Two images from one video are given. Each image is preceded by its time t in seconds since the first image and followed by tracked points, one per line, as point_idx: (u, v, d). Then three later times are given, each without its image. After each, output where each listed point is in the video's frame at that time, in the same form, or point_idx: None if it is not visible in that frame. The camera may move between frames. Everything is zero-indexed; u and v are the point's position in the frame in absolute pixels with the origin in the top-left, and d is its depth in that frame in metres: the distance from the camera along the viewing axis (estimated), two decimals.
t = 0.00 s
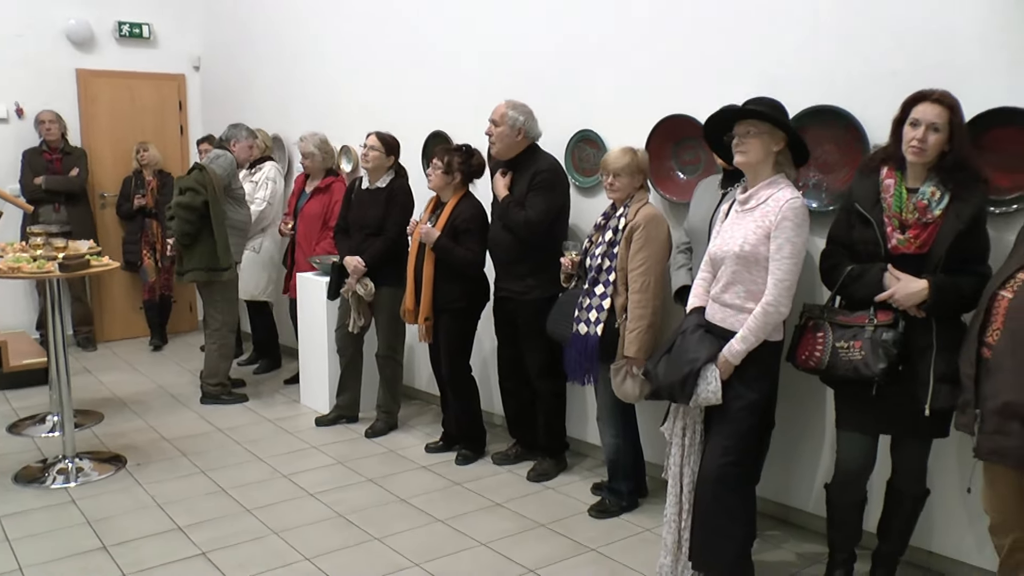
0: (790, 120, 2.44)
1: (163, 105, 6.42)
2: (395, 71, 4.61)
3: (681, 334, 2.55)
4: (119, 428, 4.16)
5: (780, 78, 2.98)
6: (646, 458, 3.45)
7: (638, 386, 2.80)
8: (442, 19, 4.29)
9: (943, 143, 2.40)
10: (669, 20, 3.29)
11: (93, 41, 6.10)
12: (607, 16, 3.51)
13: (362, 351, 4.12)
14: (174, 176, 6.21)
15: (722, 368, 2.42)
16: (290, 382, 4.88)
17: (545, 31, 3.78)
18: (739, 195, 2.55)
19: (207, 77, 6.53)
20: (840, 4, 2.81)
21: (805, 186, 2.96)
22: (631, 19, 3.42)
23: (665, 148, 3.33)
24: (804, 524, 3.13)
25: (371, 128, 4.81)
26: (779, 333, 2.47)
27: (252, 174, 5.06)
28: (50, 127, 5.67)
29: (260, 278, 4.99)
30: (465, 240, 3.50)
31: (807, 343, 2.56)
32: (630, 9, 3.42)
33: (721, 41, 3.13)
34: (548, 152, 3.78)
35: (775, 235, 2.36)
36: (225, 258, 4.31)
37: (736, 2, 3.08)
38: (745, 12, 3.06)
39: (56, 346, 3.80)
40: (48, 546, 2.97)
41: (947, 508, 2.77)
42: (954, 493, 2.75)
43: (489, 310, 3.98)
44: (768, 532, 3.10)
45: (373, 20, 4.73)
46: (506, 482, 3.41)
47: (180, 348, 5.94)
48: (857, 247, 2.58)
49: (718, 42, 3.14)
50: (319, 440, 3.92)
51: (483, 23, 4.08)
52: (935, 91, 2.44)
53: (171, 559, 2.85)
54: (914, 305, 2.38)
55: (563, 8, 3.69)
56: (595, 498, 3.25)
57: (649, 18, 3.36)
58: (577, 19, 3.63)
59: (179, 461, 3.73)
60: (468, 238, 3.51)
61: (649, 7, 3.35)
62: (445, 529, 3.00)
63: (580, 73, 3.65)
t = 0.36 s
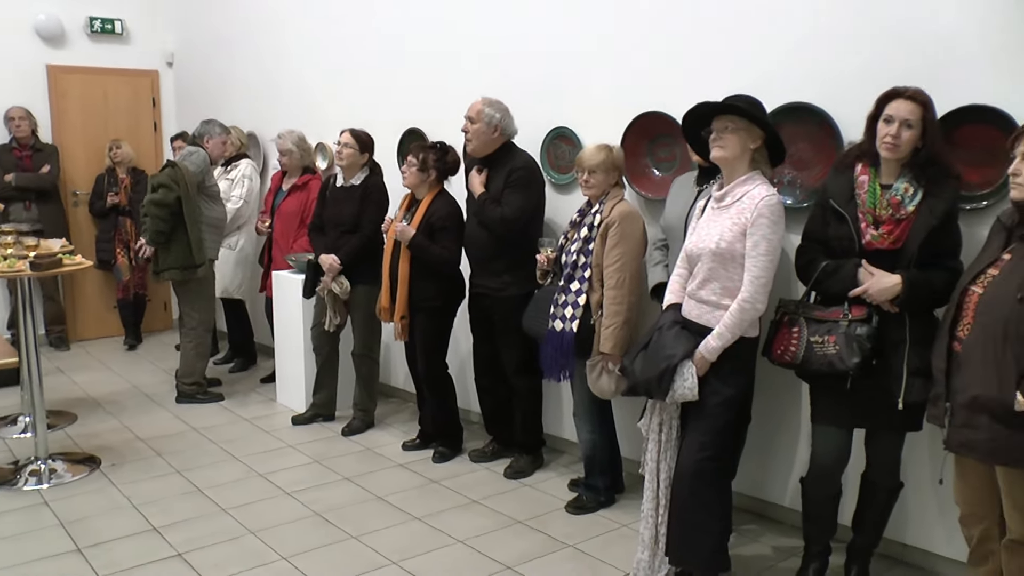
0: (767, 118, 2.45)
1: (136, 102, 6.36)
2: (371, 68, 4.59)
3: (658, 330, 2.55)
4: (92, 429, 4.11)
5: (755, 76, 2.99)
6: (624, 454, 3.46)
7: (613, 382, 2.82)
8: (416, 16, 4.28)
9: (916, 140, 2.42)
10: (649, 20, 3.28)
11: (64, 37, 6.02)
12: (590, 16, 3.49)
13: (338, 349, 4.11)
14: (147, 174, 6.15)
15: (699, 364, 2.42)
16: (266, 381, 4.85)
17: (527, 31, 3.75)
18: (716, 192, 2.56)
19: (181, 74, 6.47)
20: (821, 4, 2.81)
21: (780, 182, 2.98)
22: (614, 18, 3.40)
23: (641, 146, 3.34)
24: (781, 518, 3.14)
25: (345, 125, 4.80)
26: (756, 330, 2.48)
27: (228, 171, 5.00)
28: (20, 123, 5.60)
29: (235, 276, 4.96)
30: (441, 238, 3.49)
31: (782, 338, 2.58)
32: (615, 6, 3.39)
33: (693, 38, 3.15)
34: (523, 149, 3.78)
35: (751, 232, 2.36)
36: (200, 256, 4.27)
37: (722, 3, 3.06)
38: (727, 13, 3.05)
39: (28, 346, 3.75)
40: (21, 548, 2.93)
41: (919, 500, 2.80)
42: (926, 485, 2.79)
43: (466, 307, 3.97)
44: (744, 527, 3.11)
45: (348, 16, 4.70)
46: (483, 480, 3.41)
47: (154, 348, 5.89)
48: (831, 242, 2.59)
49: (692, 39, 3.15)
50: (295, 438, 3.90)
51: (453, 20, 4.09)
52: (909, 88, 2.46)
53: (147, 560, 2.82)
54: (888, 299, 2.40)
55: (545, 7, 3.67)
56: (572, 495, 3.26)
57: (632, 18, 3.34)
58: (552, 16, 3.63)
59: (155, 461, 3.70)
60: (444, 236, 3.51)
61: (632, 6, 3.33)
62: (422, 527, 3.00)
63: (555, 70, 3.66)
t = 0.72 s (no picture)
0: (740, 115, 2.47)
1: (108, 97, 6.29)
2: (345, 64, 4.57)
3: (633, 326, 2.55)
4: (65, 429, 4.06)
5: (728, 74, 3.02)
6: (600, 449, 3.48)
7: (589, 376, 2.77)
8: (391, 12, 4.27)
9: (889, 137, 2.45)
10: (646, 21, 3.22)
11: (33, 32, 5.94)
12: (586, 16, 3.42)
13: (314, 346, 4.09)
14: (120, 170, 6.09)
15: (675, 359, 2.43)
16: (242, 379, 4.82)
17: (523, 30, 3.67)
18: (690, 188, 2.57)
19: (154, 70, 6.41)
20: (816, 4, 2.78)
21: (754, 178, 3.00)
22: (612, 18, 3.33)
23: (615, 142, 3.36)
24: (756, 511, 3.17)
25: (320, 121, 4.77)
26: (730, 325, 2.49)
27: (202, 168, 5.00)
28: None
29: (209, 274, 4.91)
30: (416, 235, 3.49)
31: (758, 333, 2.58)
32: (614, 4, 3.31)
33: (667, 35, 3.17)
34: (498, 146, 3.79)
35: (726, 227, 2.37)
36: (168, 257, 4.22)
37: (722, 5, 3.00)
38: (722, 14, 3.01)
39: None
40: None
41: (892, 492, 2.84)
42: (898, 477, 2.82)
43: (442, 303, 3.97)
44: (719, 520, 3.14)
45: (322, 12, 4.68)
46: (459, 476, 3.41)
47: (128, 346, 5.83)
48: (805, 237, 2.61)
49: (667, 36, 3.17)
50: (270, 437, 3.88)
51: (440, 19, 4.04)
52: (881, 85, 2.49)
53: (121, 561, 2.79)
54: (861, 294, 2.42)
55: (542, 6, 3.59)
56: (549, 490, 3.27)
57: (630, 17, 3.27)
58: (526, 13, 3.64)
59: (129, 461, 3.66)
60: (419, 232, 3.50)
61: (630, 6, 3.26)
62: (399, 524, 2.99)
63: (530, 67, 3.66)
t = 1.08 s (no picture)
0: (710, 108, 2.48)
1: (77, 90, 6.21)
2: (319, 58, 4.53)
3: (606, 320, 2.56)
4: (35, 427, 4.01)
5: (702, 68, 3.03)
6: (575, 442, 3.49)
7: (565, 370, 2.80)
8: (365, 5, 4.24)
9: (861, 130, 2.47)
10: (646, 21, 3.15)
11: None
12: (586, 16, 3.33)
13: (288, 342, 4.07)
14: (90, 165, 6.01)
15: (648, 352, 2.44)
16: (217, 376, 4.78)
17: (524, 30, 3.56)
18: (662, 182, 2.58)
19: (124, 63, 6.32)
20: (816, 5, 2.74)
21: (728, 172, 3.01)
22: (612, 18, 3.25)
23: (589, 136, 3.36)
24: (730, 502, 3.19)
25: (293, 115, 4.73)
26: (703, 317, 2.50)
27: (175, 163, 4.94)
28: None
29: (181, 269, 4.85)
30: (390, 229, 3.48)
31: (733, 326, 2.58)
32: (614, 3, 3.23)
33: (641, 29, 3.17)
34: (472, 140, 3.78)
35: (698, 221, 2.38)
36: (140, 253, 4.20)
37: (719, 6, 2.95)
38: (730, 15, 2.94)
39: None
40: None
41: (864, 482, 2.87)
42: (871, 467, 2.85)
43: (417, 298, 3.96)
44: (694, 512, 3.16)
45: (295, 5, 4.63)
46: (434, 471, 3.41)
47: (100, 343, 5.77)
48: (779, 230, 2.63)
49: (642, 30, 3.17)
50: (245, 433, 3.86)
51: (424, 17, 3.97)
52: (854, 80, 2.51)
53: (94, 560, 2.76)
54: (835, 286, 2.43)
55: (542, 5, 3.48)
56: (525, 484, 3.28)
57: (629, 17, 3.19)
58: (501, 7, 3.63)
59: (102, 459, 3.62)
60: (394, 227, 3.49)
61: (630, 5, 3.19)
62: (375, 520, 2.99)
63: (505, 62, 3.66)
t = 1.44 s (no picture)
0: (678, 105, 2.49)
1: (46, 87, 6.11)
2: (291, 54, 4.49)
3: (578, 317, 2.56)
4: (4, 429, 3.94)
5: (674, 65, 3.04)
6: (550, 439, 3.50)
7: (540, 367, 2.76)
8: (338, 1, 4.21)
9: (833, 127, 2.48)
10: (637, 20, 3.12)
11: None
12: (571, 15, 3.31)
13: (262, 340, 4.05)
14: (60, 163, 5.92)
15: (619, 349, 2.44)
16: (190, 375, 4.74)
17: (507, 29, 3.53)
18: (631, 179, 2.58)
19: (94, 59, 6.24)
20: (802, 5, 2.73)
21: (701, 169, 3.03)
22: (598, 17, 3.23)
23: (564, 133, 3.37)
24: (704, 497, 3.21)
25: (266, 112, 4.69)
26: (674, 313, 2.51)
27: (148, 159, 4.93)
28: None
29: (155, 267, 4.79)
30: (364, 227, 3.46)
31: (706, 321, 2.58)
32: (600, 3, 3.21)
33: (615, 26, 3.18)
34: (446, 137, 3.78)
35: (667, 217, 2.39)
36: (111, 254, 4.15)
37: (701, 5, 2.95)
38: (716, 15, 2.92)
39: None
40: None
41: (837, 476, 2.90)
42: (843, 460, 2.88)
43: (392, 296, 3.95)
44: (669, 507, 3.18)
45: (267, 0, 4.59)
46: (410, 468, 3.41)
47: (71, 343, 5.69)
48: (752, 226, 2.64)
49: (615, 27, 3.18)
50: (219, 433, 3.82)
51: (397, 13, 3.96)
52: (825, 77, 2.53)
53: (64, 563, 2.72)
54: (808, 281, 2.45)
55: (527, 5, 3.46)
56: (500, 481, 3.28)
57: (617, 16, 3.17)
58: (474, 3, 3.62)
59: (73, 461, 3.57)
60: (367, 224, 3.47)
61: (619, 5, 3.16)
62: (350, 519, 2.97)
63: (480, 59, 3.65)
